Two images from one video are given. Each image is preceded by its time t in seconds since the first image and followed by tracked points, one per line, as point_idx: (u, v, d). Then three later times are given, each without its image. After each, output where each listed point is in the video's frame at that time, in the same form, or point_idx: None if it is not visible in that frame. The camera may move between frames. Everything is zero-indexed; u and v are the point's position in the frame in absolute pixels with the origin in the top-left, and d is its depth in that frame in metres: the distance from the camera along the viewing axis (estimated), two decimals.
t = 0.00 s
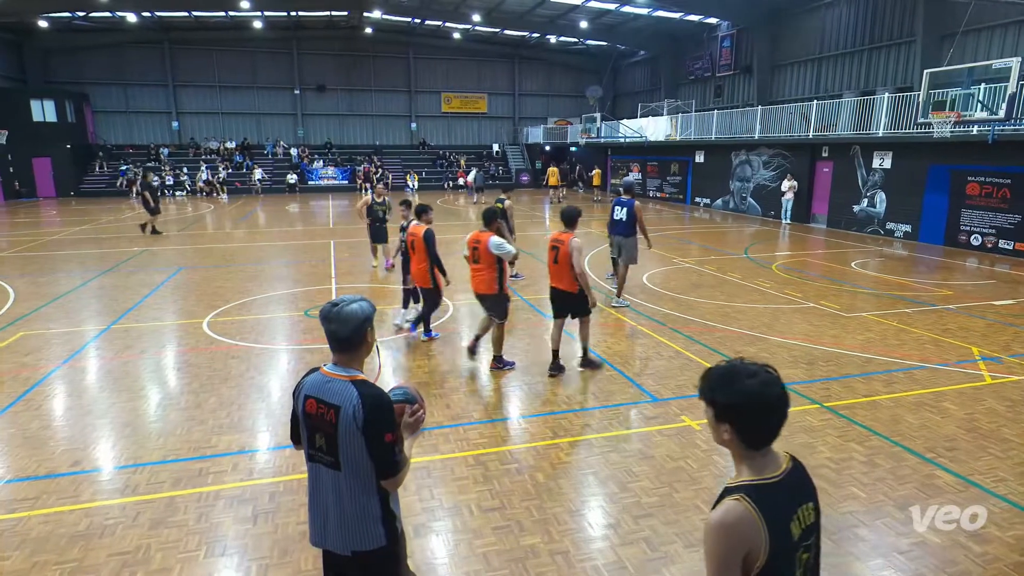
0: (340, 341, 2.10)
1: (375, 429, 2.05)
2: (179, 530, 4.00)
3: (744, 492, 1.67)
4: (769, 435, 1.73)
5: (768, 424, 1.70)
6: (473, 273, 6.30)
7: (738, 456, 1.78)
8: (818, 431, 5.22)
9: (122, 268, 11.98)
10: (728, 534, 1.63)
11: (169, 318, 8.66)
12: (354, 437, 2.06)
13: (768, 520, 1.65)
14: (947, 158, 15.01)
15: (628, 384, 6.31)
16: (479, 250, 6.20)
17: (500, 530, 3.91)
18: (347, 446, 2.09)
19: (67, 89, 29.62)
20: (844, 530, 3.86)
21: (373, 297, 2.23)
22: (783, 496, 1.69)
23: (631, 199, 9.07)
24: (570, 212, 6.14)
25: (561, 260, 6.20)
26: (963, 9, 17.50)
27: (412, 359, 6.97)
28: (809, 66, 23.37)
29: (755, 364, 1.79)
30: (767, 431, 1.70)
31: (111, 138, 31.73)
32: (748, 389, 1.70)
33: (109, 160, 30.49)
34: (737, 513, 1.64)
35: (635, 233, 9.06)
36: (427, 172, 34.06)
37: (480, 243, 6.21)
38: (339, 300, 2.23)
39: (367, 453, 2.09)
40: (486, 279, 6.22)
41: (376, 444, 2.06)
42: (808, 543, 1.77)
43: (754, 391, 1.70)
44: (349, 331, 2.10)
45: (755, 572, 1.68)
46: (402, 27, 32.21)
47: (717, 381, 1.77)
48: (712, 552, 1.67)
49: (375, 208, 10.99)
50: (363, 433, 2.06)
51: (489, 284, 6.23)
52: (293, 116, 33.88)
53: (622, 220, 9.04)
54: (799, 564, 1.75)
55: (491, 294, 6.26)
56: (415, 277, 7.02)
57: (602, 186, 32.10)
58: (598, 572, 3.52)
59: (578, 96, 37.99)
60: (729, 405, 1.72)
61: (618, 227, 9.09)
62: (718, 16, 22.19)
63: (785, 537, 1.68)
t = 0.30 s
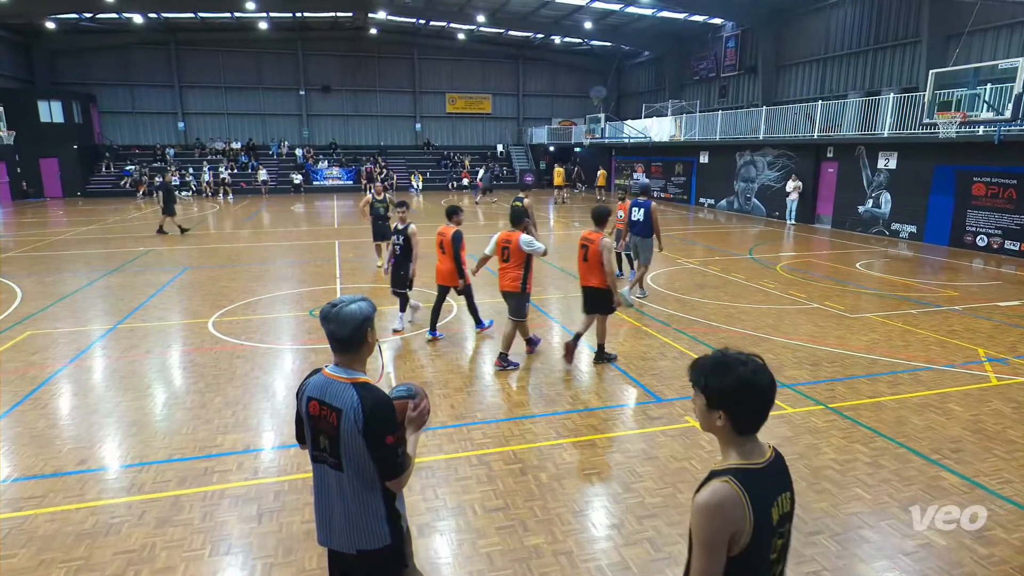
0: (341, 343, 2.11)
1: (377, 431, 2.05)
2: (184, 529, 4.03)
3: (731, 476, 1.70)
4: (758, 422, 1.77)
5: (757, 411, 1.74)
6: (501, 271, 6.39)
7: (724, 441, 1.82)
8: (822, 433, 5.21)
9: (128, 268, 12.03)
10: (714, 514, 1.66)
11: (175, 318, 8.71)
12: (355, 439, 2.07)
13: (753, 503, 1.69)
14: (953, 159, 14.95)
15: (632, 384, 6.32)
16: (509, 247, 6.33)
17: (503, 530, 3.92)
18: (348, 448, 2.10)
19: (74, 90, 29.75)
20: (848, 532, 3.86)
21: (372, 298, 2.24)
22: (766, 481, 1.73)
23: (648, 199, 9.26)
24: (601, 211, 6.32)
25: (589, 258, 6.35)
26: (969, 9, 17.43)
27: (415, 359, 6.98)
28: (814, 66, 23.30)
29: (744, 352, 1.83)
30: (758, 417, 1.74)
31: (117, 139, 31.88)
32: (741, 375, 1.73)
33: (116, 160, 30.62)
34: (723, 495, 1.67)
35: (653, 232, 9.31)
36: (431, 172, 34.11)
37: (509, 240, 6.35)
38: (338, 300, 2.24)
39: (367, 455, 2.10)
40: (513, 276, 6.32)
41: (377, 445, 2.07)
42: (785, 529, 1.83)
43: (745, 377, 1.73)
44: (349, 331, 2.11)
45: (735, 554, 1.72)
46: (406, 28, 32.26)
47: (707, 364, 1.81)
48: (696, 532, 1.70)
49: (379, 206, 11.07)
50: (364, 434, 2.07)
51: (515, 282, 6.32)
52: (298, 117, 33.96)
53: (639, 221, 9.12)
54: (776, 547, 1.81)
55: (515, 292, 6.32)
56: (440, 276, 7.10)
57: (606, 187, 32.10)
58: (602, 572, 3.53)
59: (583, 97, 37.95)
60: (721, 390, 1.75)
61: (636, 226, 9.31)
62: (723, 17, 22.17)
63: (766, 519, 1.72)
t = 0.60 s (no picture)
0: (344, 341, 2.12)
1: (379, 428, 2.07)
2: (187, 528, 4.04)
3: (722, 459, 1.74)
4: (752, 411, 1.81)
5: (752, 399, 1.78)
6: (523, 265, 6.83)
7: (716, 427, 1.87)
8: (825, 433, 5.20)
9: (133, 267, 12.10)
10: (700, 492, 1.70)
11: (179, 317, 8.74)
12: (356, 436, 2.09)
13: (740, 486, 1.72)
14: (957, 159, 14.91)
15: (634, 385, 6.32)
16: (530, 244, 6.74)
17: (506, 531, 3.92)
18: (350, 444, 2.11)
19: (79, 91, 29.88)
20: (851, 533, 3.85)
21: (377, 297, 2.26)
22: (754, 467, 1.77)
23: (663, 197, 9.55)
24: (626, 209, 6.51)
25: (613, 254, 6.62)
26: (973, 9, 17.39)
27: (418, 359, 6.98)
28: (817, 66, 23.27)
29: (743, 344, 1.88)
30: (750, 406, 1.78)
31: (122, 139, 31.99)
32: (737, 363, 1.78)
33: (120, 160, 30.74)
34: (711, 475, 1.72)
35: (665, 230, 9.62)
36: (434, 172, 34.15)
37: (529, 237, 6.76)
38: (344, 298, 2.26)
39: (369, 452, 2.11)
40: (535, 271, 6.76)
41: (379, 441, 2.08)
42: (770, 518, 1.86)
43: (740, 365, 1.78)
44: (355, 329, 2.12)
45: (717, 534, 1.76)
46: (409, 28, 32.33)
47: (706, 352, 1.86)
48: (681, 509, 1.74)
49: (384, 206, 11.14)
50: (366, 432, 2.08)
51: (538, 276, 6.78)
52: (301, 117, 34.03)
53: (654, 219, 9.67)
54: (760, 534, 1.83)
55: (538, 285, 6.79)
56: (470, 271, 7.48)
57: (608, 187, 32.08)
58: (604, 572, 3.53)
59: (585, 97, 37.95)
60: (718, 376, 1.79)
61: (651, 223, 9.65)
62: (726, 17, 22.14)
63: (752, 504, 1.76)
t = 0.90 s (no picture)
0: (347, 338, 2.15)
1: (378, 425, 2.09)
2: (192, 527, 4.06)
3: (703, 451, 1.76)
4: (738, 407, 1.82)
5: (739, 395, 1.80)
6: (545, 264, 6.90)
7: (705, 422, 1.88)
8: (830, 435, 5.19)
9: (139, 267, 12.17)
10: (679, 483, 1.72)
11: (184, 317, 8.78)
12: (355, 433, 2.11)
13: (719, 478, 1.74)
14: (963, 159, 14.85)
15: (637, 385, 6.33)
16: (554, 244, 6.78)
17: (509, 531, 3.93)
18: (349, 443, 2.13)
19: (85, 91, 30.01)
20: (855, 534, 3.85)
21: (384, 297, 2.28)
22: (737, 461, 1.78)
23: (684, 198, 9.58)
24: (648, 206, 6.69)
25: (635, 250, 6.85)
26: (979, 9, 17.33)
27: (421, 359, 6.99)
28: (821, 67, 23.21)
29: (735, 342, 1.89)
30: (737, 402, 1.80)
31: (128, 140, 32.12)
32: (725, 359, 1.80)
33: (126, 161, 30.87)
34: (691, 466, 1.73)
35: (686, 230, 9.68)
36: (438, 173, 34.22)
37: (552, 237, 6.78)
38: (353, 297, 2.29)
39: (367, 448, 2.12)
40: (559, 269, 6.85)
41: (377, 439, 2.10)
42: (753, 515, 1.85)
43: (729, 361, 1.80)
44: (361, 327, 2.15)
45: (695, 526, 1.77)
46: (413, 29, 32.39)
47: (696, 348, 1.88)
48: (660, 498, 1.75)
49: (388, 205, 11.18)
50: (363, 429, 2.10)
51: (561, 275, 6.87)
52: (306, 118, 34.12)
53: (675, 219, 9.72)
54: (741, 532, 1.83)
55: (562, 283, 6.90)
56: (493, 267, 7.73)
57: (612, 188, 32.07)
58: (607, 572, 3.54)
59: (589, 98, 37.93)
60: (705, 371, 1.81)
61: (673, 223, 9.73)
62: (730, 17, 22.11)
63: (731, 499, 1.76)
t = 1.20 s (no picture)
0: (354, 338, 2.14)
1: (366, 430, 2.03)
2: (198, 526, 4.08)
3: (694, 450, 1.77)
4: (730, 407, 1.83)
5: (732, 396, 1.80)
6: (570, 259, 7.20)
7: (697, 423, 1.88)
8: (835, 436, 5.18)
9: (145, 267, 12.24)
10: (668, 480, 1.73)
11: (190, 317, 8.83)
12: (345, 434, 2.09)
13: (710, 476, 1.74)
14: (968, 160, 14.80)
15: (642, 385, 6.33)
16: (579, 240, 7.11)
17: (513, 530, 3.94)
18: (342, 441, 2.11)
19: (92, 92, 30.17)
20: (861, 536, 3.84)
21: (396, 300, 2.24)
22: (728, 461, 1.78)
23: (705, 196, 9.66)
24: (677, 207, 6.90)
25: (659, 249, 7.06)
26: (986, 9, 17.26)
27: (425, 360, 7.00)
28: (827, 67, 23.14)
29: (729, 343, 1.90)
30: (729, 402, 1.80)
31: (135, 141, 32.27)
32: (717, 362, 1.80)
33: (133, 162, 31.02)
34: (681, 464, 1.74)
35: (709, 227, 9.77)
36: (443, 173, 34.31)
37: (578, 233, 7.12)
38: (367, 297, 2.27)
39: (356, 452, 2.09)
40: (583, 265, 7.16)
41: (364, 444, 2.05)
42: (745, 514, 1.85)
43: (720, 363, 1.81)
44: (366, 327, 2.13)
45: (684, 523, 1.77)
46: (418, 30, 32.43)
47: (688, 349, 1.89)
48: (651, 496, 1.76)
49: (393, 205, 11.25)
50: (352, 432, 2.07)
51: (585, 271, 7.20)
52: (312, 118, 34.21)
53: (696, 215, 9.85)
54: (732, 530, 1.83)
55: (585, 279, 7.20)
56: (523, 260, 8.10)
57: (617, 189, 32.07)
58: (610, 572, 3.54)
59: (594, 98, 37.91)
60: (695, 373, 1.82)
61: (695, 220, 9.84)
62: (736, 18, 22.08)
63: (721, 497, 1.77)
